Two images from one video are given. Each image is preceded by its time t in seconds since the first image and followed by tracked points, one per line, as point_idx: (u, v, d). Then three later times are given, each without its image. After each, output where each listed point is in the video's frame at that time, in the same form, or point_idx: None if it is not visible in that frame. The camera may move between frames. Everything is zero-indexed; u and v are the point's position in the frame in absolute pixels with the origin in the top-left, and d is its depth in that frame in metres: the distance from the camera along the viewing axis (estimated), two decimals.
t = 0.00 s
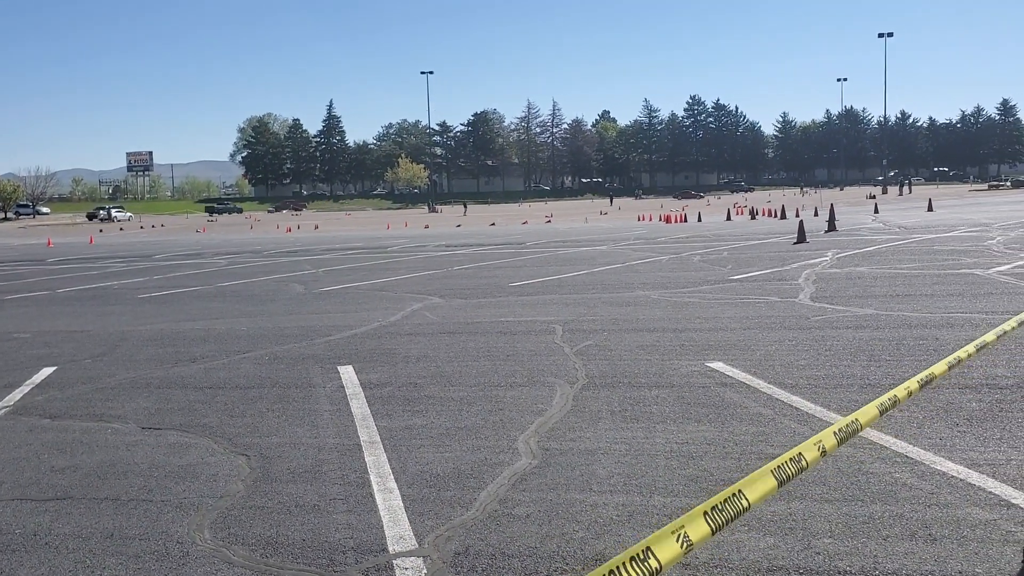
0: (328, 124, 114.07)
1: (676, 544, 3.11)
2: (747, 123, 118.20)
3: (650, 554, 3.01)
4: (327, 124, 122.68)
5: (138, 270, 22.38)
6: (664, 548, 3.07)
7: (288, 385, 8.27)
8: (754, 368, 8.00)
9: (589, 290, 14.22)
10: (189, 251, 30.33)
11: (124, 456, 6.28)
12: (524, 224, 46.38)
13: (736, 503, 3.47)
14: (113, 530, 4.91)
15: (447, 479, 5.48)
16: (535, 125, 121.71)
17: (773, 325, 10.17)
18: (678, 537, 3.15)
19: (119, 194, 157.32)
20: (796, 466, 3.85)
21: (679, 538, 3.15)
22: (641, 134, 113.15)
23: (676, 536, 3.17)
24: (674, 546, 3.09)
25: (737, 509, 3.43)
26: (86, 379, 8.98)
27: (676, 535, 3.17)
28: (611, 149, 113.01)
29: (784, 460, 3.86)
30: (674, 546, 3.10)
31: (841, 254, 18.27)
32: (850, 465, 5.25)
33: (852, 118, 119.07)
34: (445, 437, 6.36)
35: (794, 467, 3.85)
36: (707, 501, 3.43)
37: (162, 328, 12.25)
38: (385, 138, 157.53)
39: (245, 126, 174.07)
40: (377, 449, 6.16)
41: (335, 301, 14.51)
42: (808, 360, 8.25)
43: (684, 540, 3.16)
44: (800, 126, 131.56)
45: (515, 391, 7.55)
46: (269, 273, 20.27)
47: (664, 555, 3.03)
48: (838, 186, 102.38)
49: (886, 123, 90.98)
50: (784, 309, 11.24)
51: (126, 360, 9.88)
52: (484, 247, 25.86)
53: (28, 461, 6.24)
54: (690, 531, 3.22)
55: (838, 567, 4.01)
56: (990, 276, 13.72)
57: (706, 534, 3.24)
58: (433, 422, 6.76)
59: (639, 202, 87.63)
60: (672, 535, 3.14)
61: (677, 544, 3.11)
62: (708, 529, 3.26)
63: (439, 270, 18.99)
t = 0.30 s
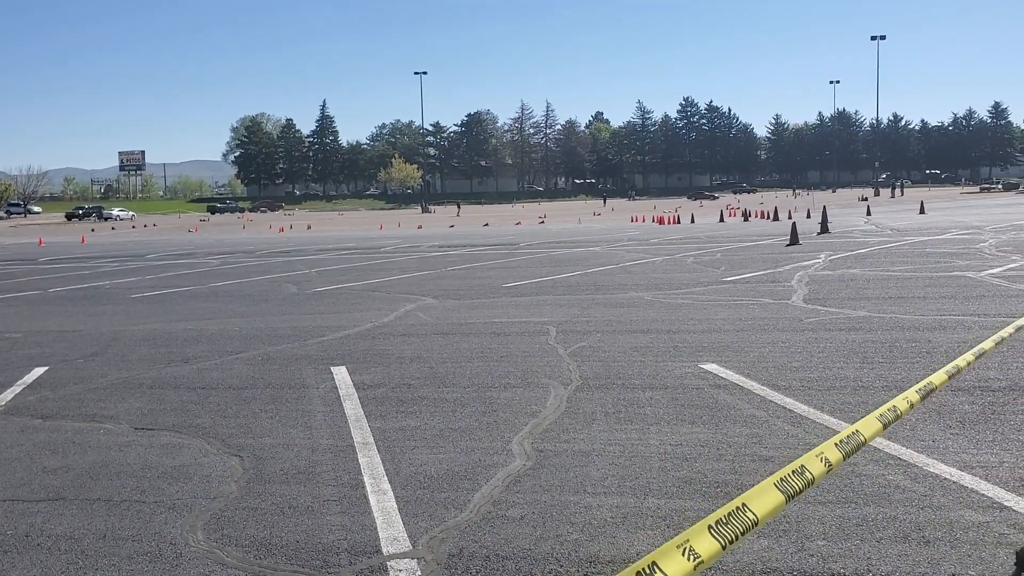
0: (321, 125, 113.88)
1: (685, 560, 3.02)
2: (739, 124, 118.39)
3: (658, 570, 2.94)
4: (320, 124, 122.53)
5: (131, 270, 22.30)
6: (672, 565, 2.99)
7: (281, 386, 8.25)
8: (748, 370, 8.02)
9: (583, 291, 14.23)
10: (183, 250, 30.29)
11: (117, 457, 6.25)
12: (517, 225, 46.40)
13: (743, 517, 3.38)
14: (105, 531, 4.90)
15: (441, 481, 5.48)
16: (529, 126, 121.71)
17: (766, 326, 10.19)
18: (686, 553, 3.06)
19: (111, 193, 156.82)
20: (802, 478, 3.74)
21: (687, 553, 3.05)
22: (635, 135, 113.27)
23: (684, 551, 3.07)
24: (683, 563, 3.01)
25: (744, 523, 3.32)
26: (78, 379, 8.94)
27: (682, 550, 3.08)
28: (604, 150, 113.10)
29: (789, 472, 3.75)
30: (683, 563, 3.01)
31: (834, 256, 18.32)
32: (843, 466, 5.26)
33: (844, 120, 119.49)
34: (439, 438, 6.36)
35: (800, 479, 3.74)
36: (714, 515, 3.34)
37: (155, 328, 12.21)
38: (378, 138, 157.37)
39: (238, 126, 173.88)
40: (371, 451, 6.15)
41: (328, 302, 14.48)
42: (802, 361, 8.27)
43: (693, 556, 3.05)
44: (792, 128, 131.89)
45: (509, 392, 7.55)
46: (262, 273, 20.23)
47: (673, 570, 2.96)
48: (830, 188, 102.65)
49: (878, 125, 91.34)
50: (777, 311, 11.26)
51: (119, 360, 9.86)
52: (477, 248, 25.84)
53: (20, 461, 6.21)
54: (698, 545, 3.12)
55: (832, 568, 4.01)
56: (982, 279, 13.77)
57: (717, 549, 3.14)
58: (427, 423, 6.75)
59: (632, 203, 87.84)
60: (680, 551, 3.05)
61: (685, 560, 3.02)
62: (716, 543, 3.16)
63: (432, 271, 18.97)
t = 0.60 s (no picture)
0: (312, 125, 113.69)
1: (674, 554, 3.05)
2: (731, 127, 118.70)
3: (648, 563, 2.97)
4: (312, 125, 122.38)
5: (121, 270, 22.22)
6: (662, 559, 3.02)
7: (272, 386, 8.24)
8: (738, 372, 8.05)
9: (574, 293, 14.25)
10: (174, 251, 30.25)
11: (107, 457, 6.24)
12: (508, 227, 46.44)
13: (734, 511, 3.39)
14: (96, 532, 4.88)
15: (432, 482, 5.48)
16: (521, 128, 121.79)
17: (757, 328, 10.22)
18: (676, 546, 3.09)
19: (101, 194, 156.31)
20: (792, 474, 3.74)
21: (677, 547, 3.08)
22: (626, 137, 113.44)
23: (674, 545, 3.10)
24: (672, 556, 3.03)
25: (733, 518, 3.32)
26: (68, 379, 8.90)
27: (672, 544, 3.11)
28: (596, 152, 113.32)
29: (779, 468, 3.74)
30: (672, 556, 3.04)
31: (824, 258, 18.41)
32: (834, 468, 5.28)
33: (835, 124, 120.03)
34: (430, 439, 6.37)
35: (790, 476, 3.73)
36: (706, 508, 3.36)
37: (145, 328, 12.17)
38: (370, 139, 157.26)
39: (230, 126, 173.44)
40: (363, 452, 6.14)
41: (319, 302, 14.45)
42: (792, 363, 8.30)
43: (683, 550, 3.08)
44: (784, 131, 132.33)
45: (500, 393, 7.56)
46: (254, 274, 20.18)
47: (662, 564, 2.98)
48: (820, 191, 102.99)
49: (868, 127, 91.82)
50: (768, 313, 11.30)
51: (109, 360, 9.83)
52: (469, 249, 25.84)
53: (10, 462, 6.19)
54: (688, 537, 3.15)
55: (821, 569, 4.04)
56: (971, 282, 13.84)
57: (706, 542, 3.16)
58: (419, 424, 6.76)
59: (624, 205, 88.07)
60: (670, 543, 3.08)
61: (675, 554, 3.04)
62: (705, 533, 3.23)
63: (424, 271, 18.97)
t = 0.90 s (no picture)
0: (311, 126, 113.63)
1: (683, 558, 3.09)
2: (729, 130, 118.81)
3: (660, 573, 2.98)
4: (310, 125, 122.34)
5: (118, 269, 22.16)
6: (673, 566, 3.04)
7: (270, 387, 8.24)
8: (735, 375, 8.06)
9: (572, 295, 14.25)
10: (172, 250, 30.19)
11: (103, 457, 6.23)
12: (506, 229, 46.48)
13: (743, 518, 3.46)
14: (92, 531, 4.88)
15: (429, 483, 5.48)
16: (520, 130, 121.86)
17: (755, 332, 10.23)
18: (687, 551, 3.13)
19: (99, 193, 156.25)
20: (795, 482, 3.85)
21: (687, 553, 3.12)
22: (624, 140, 113.51)
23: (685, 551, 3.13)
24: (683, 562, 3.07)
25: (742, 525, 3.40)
26: (65, 379, 8.89)
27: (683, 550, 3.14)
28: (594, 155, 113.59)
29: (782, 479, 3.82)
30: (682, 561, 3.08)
31: (822, 262, 18.43)
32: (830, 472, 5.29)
33: (833, 127, 120.19)
34: (427, 440, 6.36)
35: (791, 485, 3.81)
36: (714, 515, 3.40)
37: (142, 328, 12.17)
38: (369, 140, 157.30)
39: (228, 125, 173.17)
40: (360, 452, 6.15)
41: (318, 303, 14.44)
42: (790, 367, 8.31)
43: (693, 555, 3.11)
44: (782, 134, 132.48)
45: (498, 395, 7.56)
46: (251, 274, 20.15)
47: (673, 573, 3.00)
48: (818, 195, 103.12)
49: (867, 130, 91.90)
50: (765, 316, 11.31)
51: (106, 359, 9.81)
52: (467, 251, 25.82)
53: (6, 461, 6.18)
54: (697, 547, 3.16)
55: (816, 572, 4.04)
56: (968, 287, 13.86)
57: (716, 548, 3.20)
58: (416, 426, 6.75)
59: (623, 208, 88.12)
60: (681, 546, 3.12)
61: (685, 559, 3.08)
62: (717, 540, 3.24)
63: (422, 273, 18.97)
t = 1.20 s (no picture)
0: (310, 128, 113.63)
1: None
2: (729, 134, 118.86)
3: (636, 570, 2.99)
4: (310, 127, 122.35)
5: (117, 270, 22.13)
6: None
7: (269, 388, 8.24)
8: (734, 378, 8.07)
9: (571, 298, 14.25)
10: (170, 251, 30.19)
11: (101, 457, 6.24)
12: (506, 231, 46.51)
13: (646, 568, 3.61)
14: (90, 531, 4.89)
15: (427, 484, 5.49)
16: (520, 132, 121.87)
17: (753, 335, 10.25)
18: None
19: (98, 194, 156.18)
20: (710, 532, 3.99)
21: None
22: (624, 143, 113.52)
23: None
24: None
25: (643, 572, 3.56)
26: (64, 379, 8.89)
27: None
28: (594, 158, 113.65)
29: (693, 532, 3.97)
30: None
31: (821, 266, 18.46)
32: (827, 475, 5.30)
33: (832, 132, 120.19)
34: (426, 442, 6.37)
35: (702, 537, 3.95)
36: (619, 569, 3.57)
37: (141, 328, 12.17)
38: (369, 143, 157.36)
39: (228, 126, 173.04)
40: (358, 453, 6.15)
41: (317, 304, 14.45)
42: (788, 370, 8.32)
43: None
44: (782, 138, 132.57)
45: (496, 397, 7.57)
46: (250, 275, 20.15)
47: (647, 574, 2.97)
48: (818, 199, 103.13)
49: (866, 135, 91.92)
50: (764, 320, 11.32)
51: (105, 360, 9.83)
52: (467, 253, 25.82)
53: (5, 461, 6.18)
54: None
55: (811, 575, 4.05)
56: (967, 291, 13.89)
57: None
58: (414, 427, 6.76)
59: (622, 212, 88.01)
60: None
61: None
62: None
63: (421, 275, 18.99)
